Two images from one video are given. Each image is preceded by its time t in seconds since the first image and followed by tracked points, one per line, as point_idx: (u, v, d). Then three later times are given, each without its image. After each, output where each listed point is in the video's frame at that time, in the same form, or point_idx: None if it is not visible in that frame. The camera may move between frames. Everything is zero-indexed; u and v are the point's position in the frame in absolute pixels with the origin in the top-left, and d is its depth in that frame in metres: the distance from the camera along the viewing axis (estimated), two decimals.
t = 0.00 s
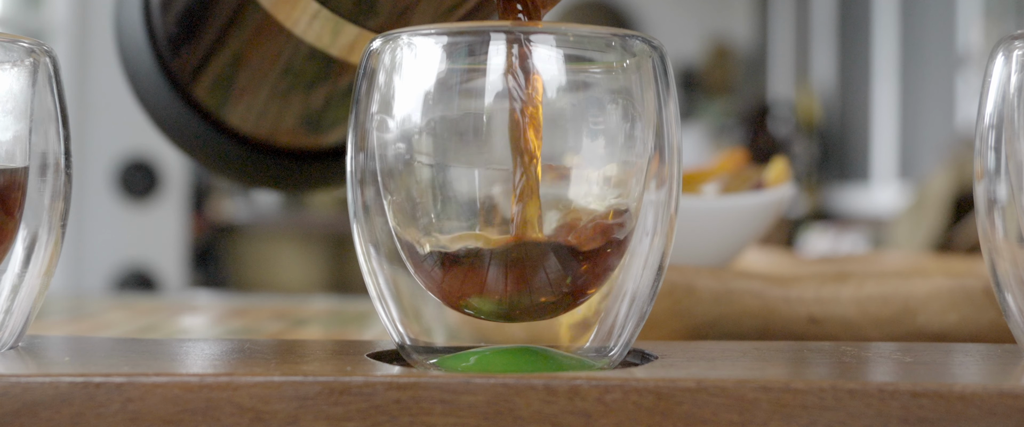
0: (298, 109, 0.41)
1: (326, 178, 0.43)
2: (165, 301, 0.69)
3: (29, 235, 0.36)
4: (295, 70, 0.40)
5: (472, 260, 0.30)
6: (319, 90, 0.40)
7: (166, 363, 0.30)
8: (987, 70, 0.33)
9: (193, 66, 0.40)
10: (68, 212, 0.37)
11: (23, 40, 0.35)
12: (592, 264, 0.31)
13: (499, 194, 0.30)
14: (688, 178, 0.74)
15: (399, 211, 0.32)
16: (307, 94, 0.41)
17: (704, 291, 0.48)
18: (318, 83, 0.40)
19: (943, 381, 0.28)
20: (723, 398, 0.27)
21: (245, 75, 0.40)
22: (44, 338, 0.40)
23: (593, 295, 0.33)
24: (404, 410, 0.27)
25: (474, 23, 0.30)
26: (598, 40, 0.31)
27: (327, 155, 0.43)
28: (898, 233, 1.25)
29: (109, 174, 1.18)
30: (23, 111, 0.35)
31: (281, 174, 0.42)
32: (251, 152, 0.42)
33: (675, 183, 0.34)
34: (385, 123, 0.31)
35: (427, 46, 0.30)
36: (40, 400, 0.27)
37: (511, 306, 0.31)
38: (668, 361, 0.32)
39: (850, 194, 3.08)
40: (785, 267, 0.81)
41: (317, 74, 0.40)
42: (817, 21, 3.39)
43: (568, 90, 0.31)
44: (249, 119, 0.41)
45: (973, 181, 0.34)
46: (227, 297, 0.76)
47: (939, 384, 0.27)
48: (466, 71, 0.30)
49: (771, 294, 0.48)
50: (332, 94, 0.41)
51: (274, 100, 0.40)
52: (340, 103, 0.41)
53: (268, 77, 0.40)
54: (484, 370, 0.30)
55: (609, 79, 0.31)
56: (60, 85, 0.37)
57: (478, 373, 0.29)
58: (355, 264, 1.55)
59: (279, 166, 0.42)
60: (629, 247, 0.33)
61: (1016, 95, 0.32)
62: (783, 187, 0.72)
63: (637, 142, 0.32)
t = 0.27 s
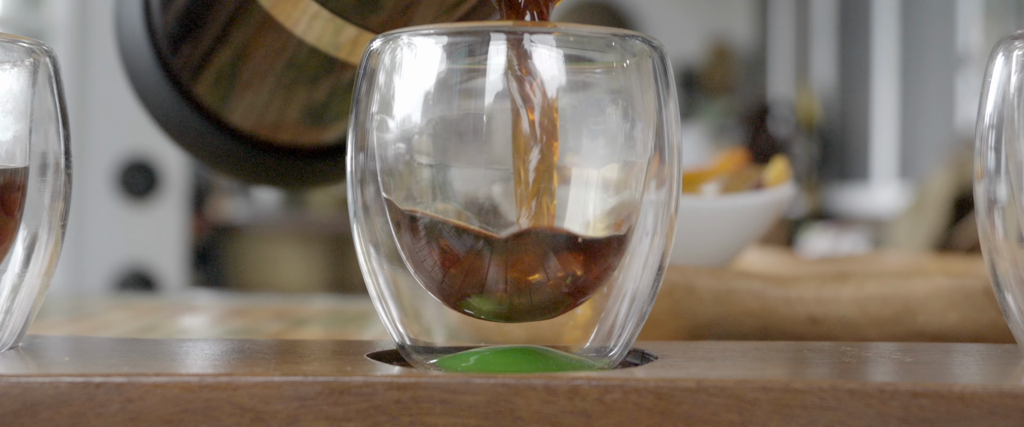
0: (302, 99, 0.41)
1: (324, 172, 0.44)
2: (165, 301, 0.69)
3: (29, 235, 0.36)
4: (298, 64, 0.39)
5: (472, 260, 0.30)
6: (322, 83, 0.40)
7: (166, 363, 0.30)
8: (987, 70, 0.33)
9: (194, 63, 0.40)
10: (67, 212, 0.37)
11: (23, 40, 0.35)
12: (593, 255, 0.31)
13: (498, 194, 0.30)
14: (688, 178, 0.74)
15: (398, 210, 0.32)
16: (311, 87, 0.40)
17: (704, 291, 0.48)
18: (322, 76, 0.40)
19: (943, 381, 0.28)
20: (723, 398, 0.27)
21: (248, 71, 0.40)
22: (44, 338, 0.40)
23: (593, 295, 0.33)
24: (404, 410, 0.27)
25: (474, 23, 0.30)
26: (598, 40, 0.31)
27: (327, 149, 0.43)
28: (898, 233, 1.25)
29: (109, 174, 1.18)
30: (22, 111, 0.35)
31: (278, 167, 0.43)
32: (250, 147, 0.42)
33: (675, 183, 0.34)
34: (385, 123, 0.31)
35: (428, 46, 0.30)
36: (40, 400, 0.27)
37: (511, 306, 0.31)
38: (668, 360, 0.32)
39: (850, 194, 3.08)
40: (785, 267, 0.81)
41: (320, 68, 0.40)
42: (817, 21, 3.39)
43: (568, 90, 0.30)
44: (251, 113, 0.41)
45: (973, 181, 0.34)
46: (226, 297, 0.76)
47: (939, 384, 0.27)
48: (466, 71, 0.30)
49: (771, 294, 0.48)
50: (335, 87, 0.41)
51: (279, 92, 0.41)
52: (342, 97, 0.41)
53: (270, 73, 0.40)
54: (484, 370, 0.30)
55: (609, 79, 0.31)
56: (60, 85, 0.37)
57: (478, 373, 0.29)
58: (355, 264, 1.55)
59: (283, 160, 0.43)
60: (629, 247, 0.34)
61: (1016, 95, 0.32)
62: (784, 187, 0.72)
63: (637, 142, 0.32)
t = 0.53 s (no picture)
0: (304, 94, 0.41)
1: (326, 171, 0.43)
2: (165, 301, 0.69)
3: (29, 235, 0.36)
4: (301, 60, 0.39)
5: (472, 259, 0.31)
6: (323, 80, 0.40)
7: (166, 363, 0.30)
8: (987, 70, 0.33)
9: (194, 62, 0.40)
10: (68, 212, 0.37)
11: (23, 40, 0.35)
12: (591, 227, 0.31)
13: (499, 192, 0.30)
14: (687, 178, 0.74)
15: (398, 210, 0.32)
16: (313, 84, 0.40)
17: (704, 291, 0.48)
18: (324, 72, 0.40)
19: (943, 381, 0.28)
20: (723, 398, 0.27)
21: (249, 69, 0.40)
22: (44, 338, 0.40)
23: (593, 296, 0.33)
24: (404, 410, 0.27)
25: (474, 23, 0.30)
26: (598, 40, 0.31)
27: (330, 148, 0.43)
28: (898, 233, 1.25)
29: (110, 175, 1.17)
30: (22, 112, 0.35)
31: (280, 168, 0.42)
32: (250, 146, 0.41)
33: (675, 183, 0.34)
34: (385, 123, 0.31)
35: (428, 47, 0.30)
36: (40, 400, 0.27)
37: (511, 304, 0.31)
38: (668, 361, 0.32)
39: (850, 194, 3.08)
40: (785, 267, 0.81)
41: (323, 64, 0.40)
42: (817, 21, 3.40)
43: (568, 90, 0.30)
44: (253, 110, 0.40)
45: (973, 181, 0.34)
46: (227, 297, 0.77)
47: (939, 384, 0.27)
48: (466, 71, 0.30)
49: (771, 293, 0.48)
50: (336, 86, 0.41)
51: (281, 88, 0.40)
52: (343, 95, 0.41)
53: (271, 70, 0.40)
54: (484, 370, 0.30)
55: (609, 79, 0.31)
56: (60, 85, 0.37)
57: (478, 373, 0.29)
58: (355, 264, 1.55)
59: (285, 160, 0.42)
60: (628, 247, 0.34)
61: (1016, 95, 0.32)
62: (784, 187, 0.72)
63: (637, 142, 0.32)
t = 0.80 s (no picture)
0: (304, 94, 0.40)
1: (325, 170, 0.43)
2: (165, 301, 0.69)
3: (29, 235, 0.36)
4: (302, 56, 0.39)
5: (473, 260, 0.31)
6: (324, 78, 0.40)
7: (166, 363, 0.30)
8: (987, 70, 0.33)
9: (194, 58, 0.40)
10: (67, 212, 0.37)
11: (23, 40, 0.35)
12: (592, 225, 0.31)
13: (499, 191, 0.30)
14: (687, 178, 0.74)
15: (398, 211, 0.32)
16: (314, 80, 0.40)
17: (704, 290, 0.48)
18: (325, 69, 0.40)
19: (943, 381, 0.28)
20: (723, 397, 0.27)
21: (252, 63, 0.40)
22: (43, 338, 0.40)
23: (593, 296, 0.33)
24: (404, 410, 0.27)
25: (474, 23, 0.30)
26: (598, 40, 0.31)
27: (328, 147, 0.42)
28: (898, 233, 1.25)
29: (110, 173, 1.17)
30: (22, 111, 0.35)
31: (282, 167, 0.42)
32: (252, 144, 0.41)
33: (676, 183, 0.34)
34: (385, 123, 0.31)
35: (427, 46, 0.30)
36: (40, 400, 0.27)
37: (510, 305, 0.31)
38: (668, 360, 0.32)
39: (850, 194, 3.08)
40: (785, 266, 0.81)
41: (323, 61, 0.40)
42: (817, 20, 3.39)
43: (567, 90, 0.31)
44: (255, 107, 0.40)
45: (973, 180, 0.34)
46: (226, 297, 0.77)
47: (939, 384, 0.27)
48: (466, 71, 0.30)
49: (772, 293, 0.48)
50: (336, 83, 0.41)
51: (283, 84, 0.40)
52: (343, 93, 0.41)
53: (275, 65, 0.40)
54: (484, 369, 0.30)
55: (609, 79, 0.31)
56: (60, 84, 0.37)
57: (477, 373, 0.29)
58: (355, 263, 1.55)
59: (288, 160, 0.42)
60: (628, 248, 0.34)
61: (1016, 95, 0.32)
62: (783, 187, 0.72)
63: (637, 142, 0.32)
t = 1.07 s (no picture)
0: (307, 90, 0.41)
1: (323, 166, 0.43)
2: (165, 301, 0.69)
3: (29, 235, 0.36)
4: (304, 53, 0.39)
5: (473, 260, 0.31)
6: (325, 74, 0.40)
7: (166, 363, 0.30)
8: (987, 69, 0.33)
9: (194, 55, 0.40)
10: (67, 212, 0.37)
11: (23, 40, 0.35)
12: (592, 224, 0.31)
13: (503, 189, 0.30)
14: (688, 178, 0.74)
15: (397, 211, 0.32)
16: (317, 76, 0.40)
17: (704, 291, 0.48)
18: (327, 66, 0.40)
19: (943, 381, 0.28)
20: (722, 397, 0.27)
21: (255, 59, 0.40)
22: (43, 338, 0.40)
23: (593, 296, 0.33)
24: (404, 410, 0.27)
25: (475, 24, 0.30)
26: (598, 40, 0.31)
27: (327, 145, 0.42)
28: (898, 234, 1.25)
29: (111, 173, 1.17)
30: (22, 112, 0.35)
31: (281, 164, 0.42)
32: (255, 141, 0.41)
33: (676, 183, 0.34)
34: (385, 123, 0.31)
35: (427, 46, 0.30)
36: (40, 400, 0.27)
37: (510, 305, 0.31)
38: (668, 361, 0.32)
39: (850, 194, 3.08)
40: (785, 267, 0.81)
41: (324, 58, 0.40)
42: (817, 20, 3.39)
43: (566, 92, 0.31)
44: (257, 104, 0.40)
45: (973, 180, 0.34)
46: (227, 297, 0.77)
47: (939, 384, 0.27)
48: (466, 72, 0.30)
49: (772, 294, 0.48)
50: (338, 79, 0.41)
51: (286, 80, 0.40)
52: (345, 89, 0.41)
53: (276, 62, 0.40)
54: (484, 369, 0.30)
55: (609, 79, 0.31)
56: (60, 84, 0.37)
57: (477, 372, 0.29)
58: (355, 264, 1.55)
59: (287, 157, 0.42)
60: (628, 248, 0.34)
61: (1016, 95, 0.32)
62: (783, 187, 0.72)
63: (638, 141, 0.32)
